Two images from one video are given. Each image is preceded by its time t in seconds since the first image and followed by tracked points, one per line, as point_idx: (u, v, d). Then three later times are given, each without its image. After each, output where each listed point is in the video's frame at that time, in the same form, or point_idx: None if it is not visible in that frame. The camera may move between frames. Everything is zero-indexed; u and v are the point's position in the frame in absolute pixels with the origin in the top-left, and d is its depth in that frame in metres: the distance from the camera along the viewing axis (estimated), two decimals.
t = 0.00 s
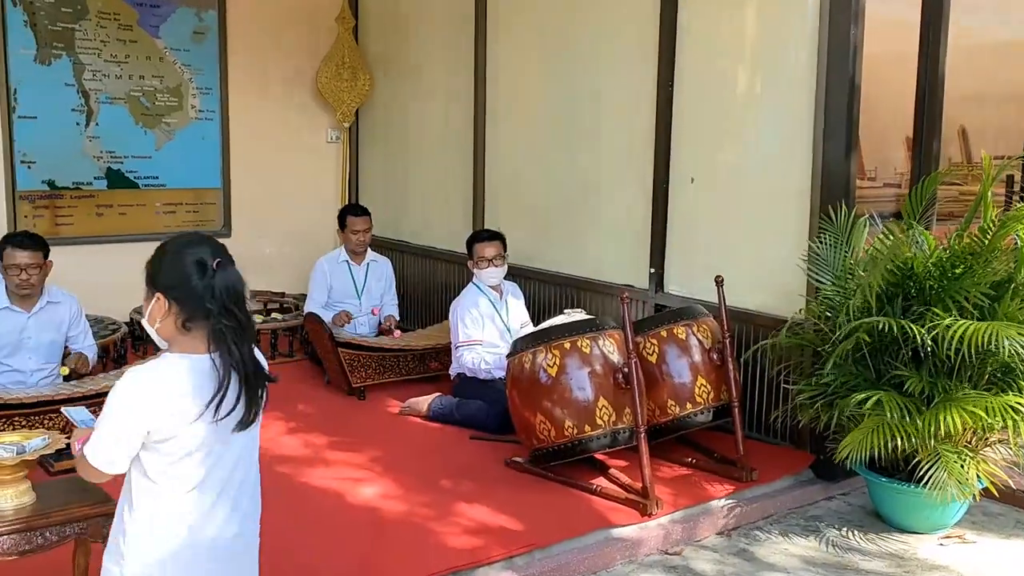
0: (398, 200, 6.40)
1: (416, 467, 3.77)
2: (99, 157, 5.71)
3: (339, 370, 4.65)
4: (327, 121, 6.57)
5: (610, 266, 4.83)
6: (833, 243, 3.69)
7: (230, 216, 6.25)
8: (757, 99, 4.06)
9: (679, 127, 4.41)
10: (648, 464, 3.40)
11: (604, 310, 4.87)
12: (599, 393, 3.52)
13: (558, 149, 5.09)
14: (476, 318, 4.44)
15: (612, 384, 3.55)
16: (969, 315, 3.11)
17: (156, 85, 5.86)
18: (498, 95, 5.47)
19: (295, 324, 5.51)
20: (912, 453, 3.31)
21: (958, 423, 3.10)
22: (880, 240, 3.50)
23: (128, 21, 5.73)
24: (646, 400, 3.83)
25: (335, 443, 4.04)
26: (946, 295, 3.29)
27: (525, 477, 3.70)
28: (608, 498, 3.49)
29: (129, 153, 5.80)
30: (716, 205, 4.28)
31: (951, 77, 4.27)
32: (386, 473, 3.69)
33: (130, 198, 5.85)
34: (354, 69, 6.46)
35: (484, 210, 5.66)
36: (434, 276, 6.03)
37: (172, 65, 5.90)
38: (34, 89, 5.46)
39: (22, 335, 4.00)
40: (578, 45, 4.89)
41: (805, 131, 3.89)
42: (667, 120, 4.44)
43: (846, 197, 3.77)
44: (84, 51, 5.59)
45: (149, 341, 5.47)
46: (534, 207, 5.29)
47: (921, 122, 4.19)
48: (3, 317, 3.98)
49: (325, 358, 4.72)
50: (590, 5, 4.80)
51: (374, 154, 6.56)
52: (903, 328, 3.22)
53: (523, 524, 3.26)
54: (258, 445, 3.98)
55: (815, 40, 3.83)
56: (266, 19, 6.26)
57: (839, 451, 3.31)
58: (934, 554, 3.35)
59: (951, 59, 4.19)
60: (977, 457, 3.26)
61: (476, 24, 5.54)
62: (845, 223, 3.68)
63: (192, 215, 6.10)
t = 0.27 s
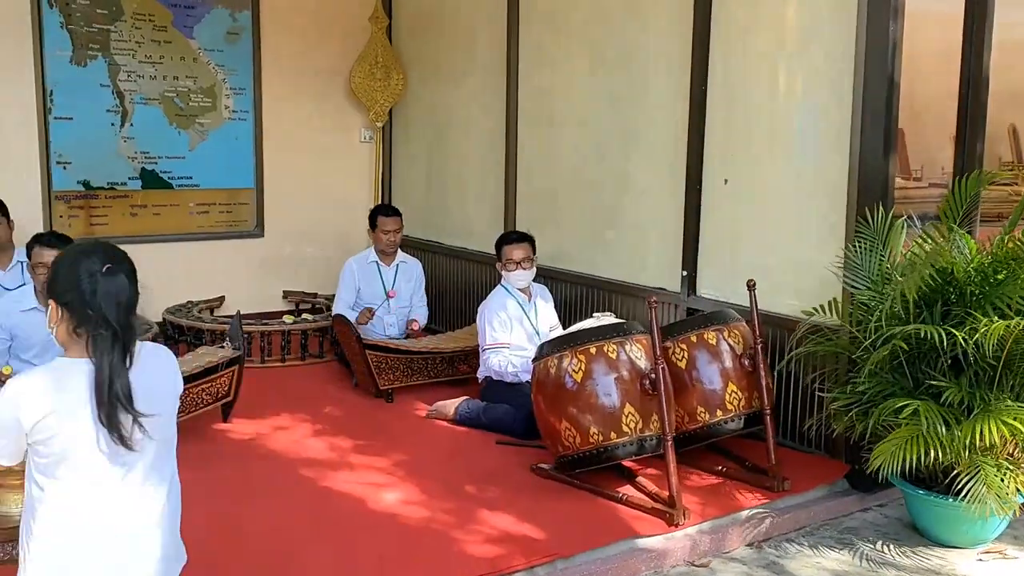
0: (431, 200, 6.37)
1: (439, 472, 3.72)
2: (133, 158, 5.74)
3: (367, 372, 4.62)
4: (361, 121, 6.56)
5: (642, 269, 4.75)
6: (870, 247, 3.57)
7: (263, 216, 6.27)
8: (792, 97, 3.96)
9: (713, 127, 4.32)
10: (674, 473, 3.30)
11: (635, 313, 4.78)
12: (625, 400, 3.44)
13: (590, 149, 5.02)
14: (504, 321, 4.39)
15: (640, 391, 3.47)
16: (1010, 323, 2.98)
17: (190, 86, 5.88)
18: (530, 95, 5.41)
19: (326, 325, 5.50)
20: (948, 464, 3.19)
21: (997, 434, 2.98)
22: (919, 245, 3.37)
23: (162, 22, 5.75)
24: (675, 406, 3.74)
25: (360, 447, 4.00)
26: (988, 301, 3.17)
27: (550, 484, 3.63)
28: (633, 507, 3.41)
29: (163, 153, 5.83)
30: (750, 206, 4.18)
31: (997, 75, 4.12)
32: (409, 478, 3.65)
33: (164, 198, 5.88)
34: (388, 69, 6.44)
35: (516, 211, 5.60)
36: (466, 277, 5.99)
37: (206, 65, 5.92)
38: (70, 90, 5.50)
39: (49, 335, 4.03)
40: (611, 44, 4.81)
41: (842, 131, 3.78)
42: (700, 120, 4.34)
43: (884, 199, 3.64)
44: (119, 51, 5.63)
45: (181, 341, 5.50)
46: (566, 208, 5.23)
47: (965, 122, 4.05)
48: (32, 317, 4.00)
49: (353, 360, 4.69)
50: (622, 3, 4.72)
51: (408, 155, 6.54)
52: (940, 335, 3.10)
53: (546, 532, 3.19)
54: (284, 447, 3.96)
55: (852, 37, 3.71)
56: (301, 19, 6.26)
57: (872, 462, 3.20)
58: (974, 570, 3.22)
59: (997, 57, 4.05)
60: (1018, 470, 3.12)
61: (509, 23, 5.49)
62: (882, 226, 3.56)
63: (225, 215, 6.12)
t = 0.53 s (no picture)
0: (462, 198, 6.34)
1: (459, 474, 3.68)
2: (166, 156, 5.77)
3: (392, 372, 4.59)
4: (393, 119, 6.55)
5: (672, 269, 4.67)
6: (904, 248, 3.45)
7: (294, 214, 6.28)
8: (825, 93, 3.85)
9: (744, 124, 4.22)
10: (696, 478, 3.22)
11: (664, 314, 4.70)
12: (647, 403, 3.37)
13: (621, 147, 4.95)
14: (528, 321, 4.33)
15: (662, 394, 3.38)
16: None
17: (223, 84, 5.90)
18: (561, 92, 5.35)
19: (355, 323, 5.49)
20: (980, 473, 3.06)
21: None
22: (956, 246, 3.25)
23: (195, 20, 5.77)
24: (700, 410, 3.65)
25: (381, 447, 3.97)
26: None
27: (570, 487, 3.57)
28: (654, 513, 3.33)
29: (195, 151, 5.86)
30: (781, 205, 4.08)
31: None
32: (428, 479, 3.60)
33: (196, 196, 5.91)
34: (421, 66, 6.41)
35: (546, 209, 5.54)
36: (496, 276, 5.94)
37: (239, 63, 5.94)
38: (104, 89, 5.54)
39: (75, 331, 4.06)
40: (642, 40, 4.73)
41: (875, 128, 3.66)
42: (731, 116, 4.24)
43: (919, 199, 3.52)
44: (152, 50, 5.66)
45: (211, 338, 5.52)
46: (595, 206, 5.16)
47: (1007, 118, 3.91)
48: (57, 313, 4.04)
49: (378, 360, 4.65)
50: None
51: (440, 152, 6.51)
52: (973, 339, 2.98)
53: (562, 538, 3.12)
54: (305, 446, 3.94)
55: (887, 31, 3.59)
56: (334, 17, 6.25)
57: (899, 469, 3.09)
58: None
59: None
60: None
61: (540, 19, 5.43)
62: (916, 226, 3.44)
63: (257, 213, 6.14)
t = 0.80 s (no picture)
0: (489, 197, 6.31)
1: (471, 476, 3.64)
2: (194, 153, 5.81)
3: (411, 371, 4.57)
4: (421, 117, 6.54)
5: (695, 269, 4.59)
6: (928, 248, 3.35)
7: (322, 212, 6.29)
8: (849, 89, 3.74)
9: (768, 121, 4.12)
10: (708, 483, 3.18)
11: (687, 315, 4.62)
12: (660, 406, 3.30)
13: (645, 145, 4.88)
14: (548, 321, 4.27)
15: (676, 397, 3.32)
16: None
17: (251, 82, 5.92)
18: (586, 89, 5.29)
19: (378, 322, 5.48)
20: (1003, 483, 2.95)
21: None
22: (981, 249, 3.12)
23: (224, 18, 5.80)
24: (717, 413, 3.59)
25: (395, 447, 3.95)
26: None
27: (582, 491, 3.51)
28: (666, 518, 3.26)
29: (224, 149, 5.89)
30: (804, 205, 3.98)
31: None
32: (439, 481, 3.57)
33: (225, 194, 5.95)
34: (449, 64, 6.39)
35: (572, 208, 5.49)
36: (522, 275, 5.90)
37: (267, 61, 5.96)
38: (134, 87, 5.59)
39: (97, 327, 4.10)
40: (667, 36, 4.66)
41: (901, 125, 3.55)
42: (755, 113, 4.15)
43: (944, 197, 3.41)
44: (181, 48, 5.70)
45: (237, 335, 5.55)
46: (620, 205, 5.09)
47: None
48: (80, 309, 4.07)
49: (398, 359, 4.64)
50: None
51: (467, 150, 6.48)
52: (996, 344, 2.86)
53: (570, 543, 3.07)
54: (319, 445, 3.93)
55: (913, 25, 3.48)
56: (362, 15, 6.25)
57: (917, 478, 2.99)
58: None
59: None
60: None
61: (566, 16, 5.37)
62: (941, 226, 3.32)
63: (285, 210, 6.17)
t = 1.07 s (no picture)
0: (516, 195, 6.28)
1: (483, 476, 3.61)
2: (222, 152, 5.84)
3: (430, 371, 4.56)
4: (448, 114, 6.53)
5: (718, 269, 4.52)
6: (951, 249, 3.25)
7: (349, 210, 6.31)
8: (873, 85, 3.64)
9: (791, 119, 4.03)
10: (719, 487, 3.12)
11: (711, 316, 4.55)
12: (673, 409, 3.25)
13: (669, 143, 4.81)
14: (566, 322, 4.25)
15: (689, 400, 3.26)
16: None
17: (279, 81, 5.95)
18: (611, 87, 5.24)
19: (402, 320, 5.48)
20: None
21: None
22: (1004, 247, 2.98)
23: (252, 18, 5.84)
24: (734, 417, 3.53)
25: (410, 447, 3.93)
26: None
27: (594, 494, 3.46)
28: (677, 523, 3.21)
29: (251, 147, 5.93)
30: (827, 204, 3.89)
31: None
32: (451, 481, 3.54)
33: (252, 192, 5.98)
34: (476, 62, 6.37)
35: (597, 207, 5.43)
36: (547, 274, 5.87)
37: (294, 60, 5.98)
38: (163, 86, 5.64)
39: (116, 325, 4.14)
40: (691, 33, 4.59)
41: (924, 122, 3.45)
42: (778, 110, 4.07)
43: (969, 196, 3.31)
44: (210, 47, 5.74)
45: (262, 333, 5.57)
46: (644, 203, 5.04)
47: None
48: (100, 306, 4.12)
49: (418, 358, 4.63)
50: None
51: (494, 148, 6.46)
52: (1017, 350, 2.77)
53: (578, 547, 3.03)
54: (335, 444, 3.93)
55: (938, 20, 3.39)
56: (389, 13, 6.25)
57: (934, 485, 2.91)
58: None
59: None
60: None
61: (591, 13, 5.32)
62: (963, 226, 3.23)
63: (312, 209, 6.19)
